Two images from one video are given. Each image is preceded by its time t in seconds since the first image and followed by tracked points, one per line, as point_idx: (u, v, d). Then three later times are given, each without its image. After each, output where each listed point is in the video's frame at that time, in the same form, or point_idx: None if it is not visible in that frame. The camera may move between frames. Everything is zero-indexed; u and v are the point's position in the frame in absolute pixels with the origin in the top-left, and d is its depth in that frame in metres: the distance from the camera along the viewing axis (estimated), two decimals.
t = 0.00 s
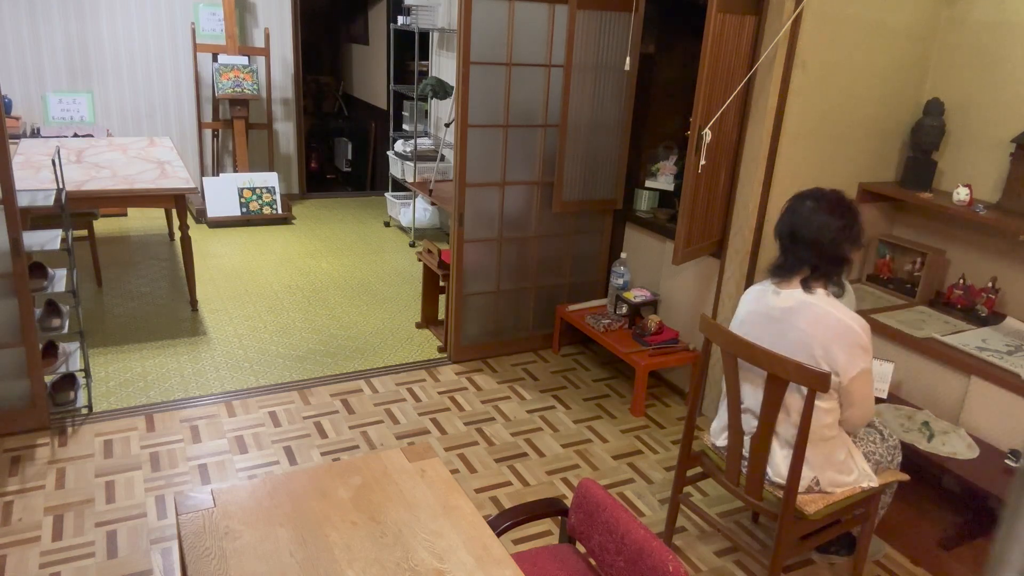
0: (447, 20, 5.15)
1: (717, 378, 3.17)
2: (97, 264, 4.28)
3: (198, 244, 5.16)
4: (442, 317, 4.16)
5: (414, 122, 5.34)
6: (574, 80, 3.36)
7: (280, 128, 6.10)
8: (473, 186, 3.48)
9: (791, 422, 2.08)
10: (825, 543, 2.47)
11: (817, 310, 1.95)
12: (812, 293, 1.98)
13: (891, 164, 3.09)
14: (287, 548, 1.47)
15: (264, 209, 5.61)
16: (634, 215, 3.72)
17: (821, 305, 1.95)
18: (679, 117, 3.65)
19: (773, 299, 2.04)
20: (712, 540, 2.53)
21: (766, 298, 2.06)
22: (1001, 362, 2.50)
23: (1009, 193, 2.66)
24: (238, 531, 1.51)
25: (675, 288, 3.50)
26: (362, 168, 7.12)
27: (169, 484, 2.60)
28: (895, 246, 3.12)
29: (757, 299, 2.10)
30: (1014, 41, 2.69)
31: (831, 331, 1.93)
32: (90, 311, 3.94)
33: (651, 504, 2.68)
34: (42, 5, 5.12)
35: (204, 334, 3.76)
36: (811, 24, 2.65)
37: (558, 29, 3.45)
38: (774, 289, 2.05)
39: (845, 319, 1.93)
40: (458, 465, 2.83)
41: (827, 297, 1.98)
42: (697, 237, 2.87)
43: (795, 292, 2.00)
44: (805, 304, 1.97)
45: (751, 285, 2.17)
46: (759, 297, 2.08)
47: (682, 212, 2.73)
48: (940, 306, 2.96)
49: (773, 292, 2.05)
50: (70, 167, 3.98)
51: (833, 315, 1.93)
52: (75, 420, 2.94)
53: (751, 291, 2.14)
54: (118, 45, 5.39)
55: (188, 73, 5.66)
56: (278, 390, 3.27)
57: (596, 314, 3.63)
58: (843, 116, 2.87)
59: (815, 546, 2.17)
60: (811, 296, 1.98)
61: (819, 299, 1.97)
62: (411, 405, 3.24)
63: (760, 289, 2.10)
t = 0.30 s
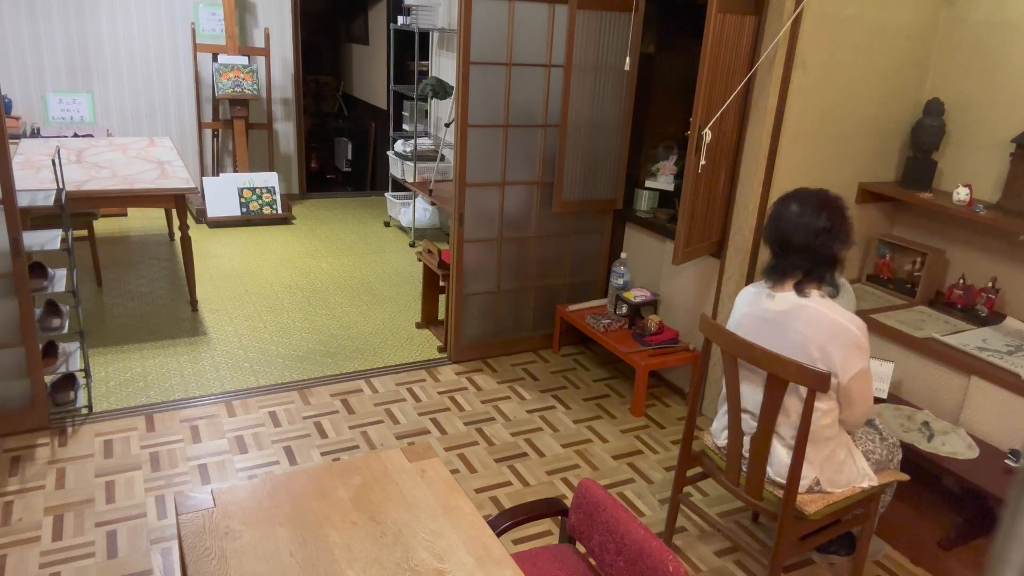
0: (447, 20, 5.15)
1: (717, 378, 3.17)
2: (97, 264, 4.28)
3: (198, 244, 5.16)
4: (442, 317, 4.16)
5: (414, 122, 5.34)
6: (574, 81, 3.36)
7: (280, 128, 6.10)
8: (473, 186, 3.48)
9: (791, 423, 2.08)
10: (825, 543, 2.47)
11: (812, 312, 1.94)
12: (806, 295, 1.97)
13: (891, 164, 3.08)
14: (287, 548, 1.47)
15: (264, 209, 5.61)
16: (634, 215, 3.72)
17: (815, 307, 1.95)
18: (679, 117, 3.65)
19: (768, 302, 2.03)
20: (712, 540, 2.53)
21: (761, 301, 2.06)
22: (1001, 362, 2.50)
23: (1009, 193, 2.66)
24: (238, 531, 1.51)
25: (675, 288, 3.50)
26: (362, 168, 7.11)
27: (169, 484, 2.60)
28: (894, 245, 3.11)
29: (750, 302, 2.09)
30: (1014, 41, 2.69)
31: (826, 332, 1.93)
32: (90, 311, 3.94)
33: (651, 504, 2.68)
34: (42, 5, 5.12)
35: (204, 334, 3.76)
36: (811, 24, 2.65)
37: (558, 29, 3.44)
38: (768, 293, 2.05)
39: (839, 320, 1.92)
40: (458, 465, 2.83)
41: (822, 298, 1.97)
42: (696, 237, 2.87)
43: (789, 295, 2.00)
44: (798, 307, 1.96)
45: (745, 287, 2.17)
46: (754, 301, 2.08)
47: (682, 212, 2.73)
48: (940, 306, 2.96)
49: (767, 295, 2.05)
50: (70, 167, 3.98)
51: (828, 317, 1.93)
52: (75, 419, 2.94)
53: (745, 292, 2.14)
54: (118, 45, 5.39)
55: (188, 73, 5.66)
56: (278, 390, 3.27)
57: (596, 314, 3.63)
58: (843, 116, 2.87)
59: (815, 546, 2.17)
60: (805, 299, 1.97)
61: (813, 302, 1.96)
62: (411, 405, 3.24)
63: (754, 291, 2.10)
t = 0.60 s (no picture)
0: (447, 20, 5.15)
1: (717, 378, 3.17)
2: (97, 264, 4.27)
3: (198, 244, 5.16)
4: (442, 317, 4.16)
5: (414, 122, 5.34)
6: (573, 80, 3.36)
7: (280, 128, 6.10)
8: (473, 186, 3.48)
9: (791, 423, 2.08)
10: (825, 543, 2.47)
11: (832, 314, 1.95)
12: (829, 297, 1.98)
13: (891, 164, 3.09)
14: (287, 548, 1.47)
15: (264, 209, 5.61)
16: (634, 215, 3.72)
17: (837, 309, 1.95)
18: (679, 117, 3.65)
19: (790, 299, 2.04)
20: (712, 540, 2.53)
21: (782, 298, 2.06)
22: (1001, 362, 2.50)
23: (1009, 193, 2.66)
24: (238, 531, 1.51)
25: (675, 289, 3.50)
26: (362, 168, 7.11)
27: (169, 484, 2.60)
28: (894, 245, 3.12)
29: (772, 298, 2.10)
30: (1014, 41, 2.69)
31: (844, 336, 1.94)
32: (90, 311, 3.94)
33: (651, 504, 2.68)
34: (42, 5, 5.12)
35: (204, 334, 3.76)
36: (811, 24, 2.65)
37: (558, 29, 3.45)
38: (792, 290, 2.05)
39: (859, 326, 1.93)
40: (458, 465, 2.83)
41: (844, 303, 1.98)
42: (696, 237, 2.87)
43: (812, 296, 2.00)
44: (821, 307, 1.97)
45: (766, 285, 2.17)
46: (775, 297, 2.08)
47: (682, 212, 2.73)
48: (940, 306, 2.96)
49: (790, 293, 2.05)
50: (70, 167, 3.98)
51: (849, 320, 1.94)
52: (75, 419, 2.94)
53: (765, 290, 2.15)
54: (118, 45, 5.39)
55: (188, 73, 5.66)
56: (278, 390, 3.27)
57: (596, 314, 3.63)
58: (844, 117, 2.87)
59: (815, 546, 2.17)
60: (828, 300, 1.98)
61: (836, 304, 1.97)
62: (411, 405, 3.24)
63: (777, 288, 2.10)
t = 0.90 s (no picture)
0: (447, 20, 5.15)
1: (717, 377, 3.17)
2: (97, 264, 4.27)
3: (198, 244, 5.16)
4: (442, 317, 4.16)
5: (414, 122, 5.34)
6: (574, 81, 3.36)
7: (280, 128, 6.10)
8: (473, 186, 3.48)
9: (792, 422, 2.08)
10: (825, 543, 2.47)
11: (806, 299, 1.95)
12: (795, 283, 1.98)
13: (891, 164, 3.09)
14: (287, 548, 1.47)
15: (264, 209, 5.61)
16: (634, 215, 3.72)
17: (808, 293, 1.96)
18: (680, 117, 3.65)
19: (763, 294, 2.05)
20: (712, 540, 2.53)
21: (756, 294, 2.08)
22: (1001, 362, 2.49)
23: (1009, 194, 2.66)
24: (237, 531, 1.51)
25: (675, 289, 3.50)
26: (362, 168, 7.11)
27: (169, 484, 2.60)
28: (894, 244, 3.11)
29: (747, 296, 2.11)
30: (1014, 41, 2.69)
31: (822, 316, 1.93)
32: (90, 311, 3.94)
33: (651, 504, 2.68)
34: (42, 5, 5.12)
35: (204, 334, 3.76)
36: (811, 24, 2.65)
37: (558, 29, 3.44)
38: (762, 285, 2.07)
39: (833, 303, 1.93)
40: (458, 465, 2.83)
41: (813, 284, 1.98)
42: (697, 237, 2.87)
43: (782, 286, 2.01)
44: (794, 295, 1.97)
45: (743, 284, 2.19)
46: (750, 295, 2.10)
47: (682, 212, 2.73)
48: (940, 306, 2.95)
49: (762, 288, 2.06)
50: (70, 167, 3.98)
51: (822, 301, 1.93)
52: (75, 420, 2.94)
53: (741, 291, 2.16)
54: (118, 45, 5.39)
55: (188, 73, 5.66)
56: (278, 390, 3.27)
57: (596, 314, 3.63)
58: (843, 117, 2.87)
59: (815, 546, 2.17)
60: (795, 287, 1.98)
61: (804, 288, 1.97)
62: (411, 405, 3.24)
63: (750, 287, 2.12)
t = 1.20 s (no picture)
0: (447, 20, 5.15)
1: (717, 378, 3.17)
2: (97, 264, 4.27)
3: (198, 244, 5.16)
4: (442, 317, 4.16)
5: (414, 122, 5.34)
6: (574, 81, 3.36)
7: (280, 128, 6.10)
8: (473, 186, 3.48)
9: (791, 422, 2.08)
10: (825, 543, 2.45)
11: (833, 318, 1.95)
12: (827, 299, 1.98)
13: (891, 164, 3.09)
14: (287, 548, 1.47)
15: (264, 209, 5.61)
16: (634, 215, 3.72)
17: (836, 312, 1.95)
18: (680, 117, 3.65)
19: (791, 300, 2.04)
20: (712, 540, 2.53)
21: (784, 299, 2.06)
22: (1001, 362, 2.49)
23: (1009, 194, 2.66)
24: (238, 531, 1.51)
25: (675, 289, 3.50)
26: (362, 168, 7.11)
27: (169, 484, 2.60)
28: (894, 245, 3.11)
29: (774, 298, 2.09)
30: (1014, 41, 2.69)
31: (844, 340, 1.94)
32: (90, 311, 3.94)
33: (651, 504, 2.68)
34: (42, 5, 5.12)
35: (204, 334, 3.76)
36: (810, 24, 2.65)
37: (558, 29, 3.44)
38: (794, 291, 2.05)
39: (858, 331, 1.93)
40: (458, 465, 2.83)
41: (841, 304, 1.98)
42: (696, 237, 2.87)
43: (812, 298, 2.00)
44: (821, 310, 1.97)
45: (769, 284, 2.17)
46: (778, 297, 2.08)
47: (682, 211, 2.73)
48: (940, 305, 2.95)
49: (793, 294, 2.05)
50: (70, 167, 3.98)
51: (848, 325, 1.94)
52: (75, 420, 2.94)
53: (767, 290, 2.15)
54: (118, 45, 5.39)
55: (188, 73, 5.66)
56: (278, 390, 3.27)
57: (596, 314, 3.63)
58: (843, 117, 2.87)
59: (815, 546, 2.17)
60: (826, 302, 1.97)
61: (833, 306, 1.97)
62: (411, 405, 3.24)
63: (779, 289, 2.10)
